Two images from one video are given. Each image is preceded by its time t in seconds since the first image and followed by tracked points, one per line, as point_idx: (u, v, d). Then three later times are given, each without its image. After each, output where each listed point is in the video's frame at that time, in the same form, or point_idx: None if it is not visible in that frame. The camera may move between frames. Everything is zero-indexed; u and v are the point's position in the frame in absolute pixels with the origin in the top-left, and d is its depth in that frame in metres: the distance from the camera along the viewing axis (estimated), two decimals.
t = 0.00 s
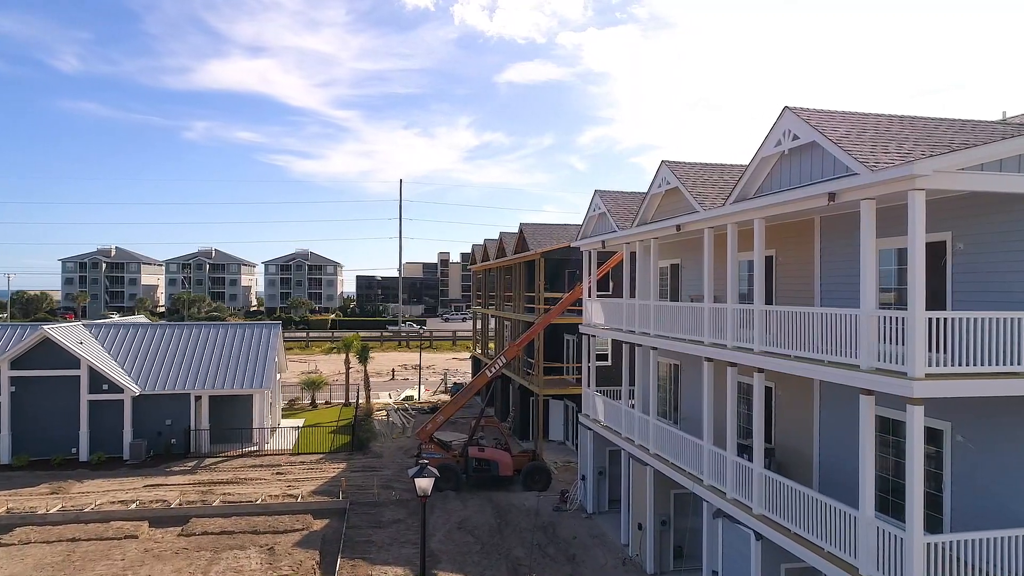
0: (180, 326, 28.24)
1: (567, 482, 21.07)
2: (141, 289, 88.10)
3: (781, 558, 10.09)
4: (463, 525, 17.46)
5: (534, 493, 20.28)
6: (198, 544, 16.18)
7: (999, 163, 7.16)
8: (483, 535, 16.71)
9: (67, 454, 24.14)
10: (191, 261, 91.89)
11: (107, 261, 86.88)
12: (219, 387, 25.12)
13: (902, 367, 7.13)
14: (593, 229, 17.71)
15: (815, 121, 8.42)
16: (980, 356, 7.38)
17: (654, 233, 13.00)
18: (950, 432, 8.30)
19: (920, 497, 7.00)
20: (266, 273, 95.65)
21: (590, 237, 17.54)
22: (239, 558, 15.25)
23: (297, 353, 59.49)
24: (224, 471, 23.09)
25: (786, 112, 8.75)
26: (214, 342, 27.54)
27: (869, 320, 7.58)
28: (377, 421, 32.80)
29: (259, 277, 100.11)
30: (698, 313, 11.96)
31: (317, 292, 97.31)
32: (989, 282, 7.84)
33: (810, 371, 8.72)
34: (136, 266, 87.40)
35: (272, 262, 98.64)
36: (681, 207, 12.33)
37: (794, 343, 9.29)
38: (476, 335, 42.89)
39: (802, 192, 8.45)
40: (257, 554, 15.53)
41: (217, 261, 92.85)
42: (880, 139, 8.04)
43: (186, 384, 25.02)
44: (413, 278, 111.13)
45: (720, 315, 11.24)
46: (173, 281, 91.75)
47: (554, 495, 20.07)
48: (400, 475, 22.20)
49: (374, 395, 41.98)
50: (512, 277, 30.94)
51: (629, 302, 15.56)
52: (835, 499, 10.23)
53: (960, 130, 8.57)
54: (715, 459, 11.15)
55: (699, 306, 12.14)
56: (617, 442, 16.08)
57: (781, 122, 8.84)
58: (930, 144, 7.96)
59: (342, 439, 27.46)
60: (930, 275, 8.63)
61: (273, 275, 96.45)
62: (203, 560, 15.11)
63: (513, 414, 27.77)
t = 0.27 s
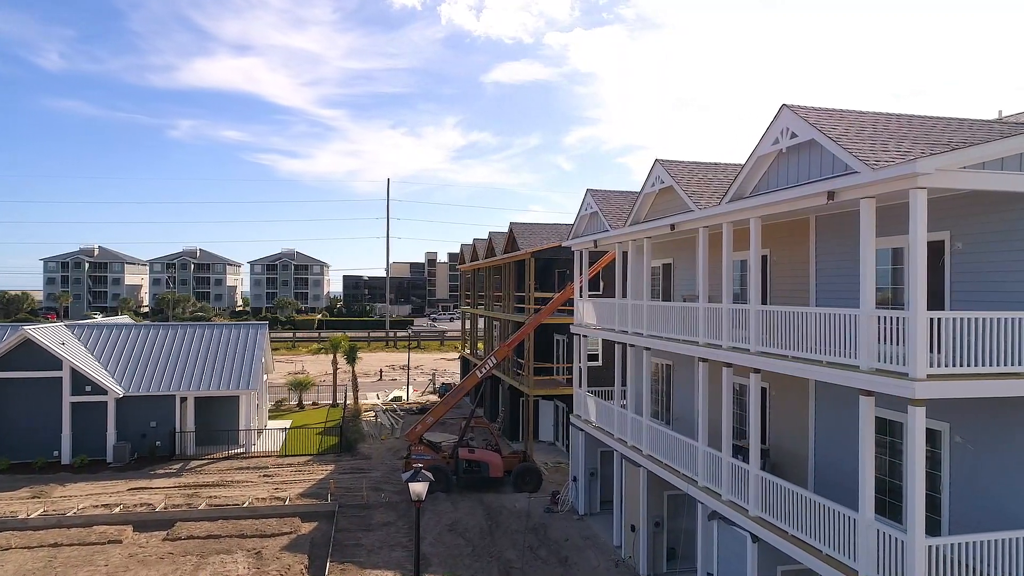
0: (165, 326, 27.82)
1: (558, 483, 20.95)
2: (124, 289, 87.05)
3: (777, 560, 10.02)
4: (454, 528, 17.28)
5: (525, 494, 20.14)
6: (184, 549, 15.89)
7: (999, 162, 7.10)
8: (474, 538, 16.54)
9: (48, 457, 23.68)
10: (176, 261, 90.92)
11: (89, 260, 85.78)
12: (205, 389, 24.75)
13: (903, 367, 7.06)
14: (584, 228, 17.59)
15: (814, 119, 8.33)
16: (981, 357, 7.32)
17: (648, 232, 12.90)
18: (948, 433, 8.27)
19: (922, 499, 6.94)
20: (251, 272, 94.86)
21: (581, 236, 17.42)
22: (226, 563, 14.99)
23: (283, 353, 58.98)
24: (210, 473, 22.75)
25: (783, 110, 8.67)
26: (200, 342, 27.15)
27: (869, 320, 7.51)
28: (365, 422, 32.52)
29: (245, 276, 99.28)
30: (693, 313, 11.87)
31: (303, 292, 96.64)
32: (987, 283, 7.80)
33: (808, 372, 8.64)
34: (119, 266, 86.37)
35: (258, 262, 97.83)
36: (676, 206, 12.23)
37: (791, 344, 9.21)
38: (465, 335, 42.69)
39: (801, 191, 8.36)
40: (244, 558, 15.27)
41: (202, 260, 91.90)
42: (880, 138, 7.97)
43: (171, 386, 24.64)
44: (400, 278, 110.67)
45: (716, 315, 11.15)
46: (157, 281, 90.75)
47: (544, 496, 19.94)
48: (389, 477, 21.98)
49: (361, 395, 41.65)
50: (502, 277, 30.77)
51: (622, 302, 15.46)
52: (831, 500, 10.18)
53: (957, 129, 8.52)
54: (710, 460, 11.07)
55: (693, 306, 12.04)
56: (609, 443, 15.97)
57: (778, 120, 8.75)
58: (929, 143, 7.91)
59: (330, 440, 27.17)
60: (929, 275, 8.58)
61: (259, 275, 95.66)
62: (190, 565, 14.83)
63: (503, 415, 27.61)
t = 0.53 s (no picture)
0: (148, 327, 27.38)
1: (547, 484, 20.81)
2: (106, 289, 85.92)
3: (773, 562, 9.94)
4: (443, 530, 17.08)
5: (515, 495, 19.97)
6: (168, 554, 15.57)
7: (999, 160, 7.04)
8: (464, 540, 16.36)
9: (28, 460, 23.18)
10: (158, 260, 89.88)
11: (70, 260, 84.56)
12: (189, 390, 24.35)
13: (903, 368, 6.99)
14: (575, 228, 17.47)
15: (812, 117, 8.24)
16: (980, 356, 7.25)
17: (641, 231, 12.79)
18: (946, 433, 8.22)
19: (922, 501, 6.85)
20: (236, 272, 94.03)
21: (572, 236, 17.29)
22: (211, 568, 14.69)
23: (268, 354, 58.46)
24: (195, 476, 22.38)
25: (781, 107, 8.58)
26: (184, 343, 26.72)
27: (868, 319, 7.42)
28: (352, 423, 32.22)
29: (228, 276, 98.41)
30: (686, 313, 11.77)
31: (288, 291, 95.93)
32: (984, 284, 7.75)
33: (807, 372, 8.56)
34: (100, 265, 85.24)
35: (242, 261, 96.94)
36: (669, 205, 12.13)
37: (788, 344, 9.13)
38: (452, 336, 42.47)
39: (798, 190, 8.26)
40: (230, 562, 14.99)
41: (185, 260, 90.91)
42: (878, 136, 7.89)
43: (154, 387, 24.21)
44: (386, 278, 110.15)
45: (710, 314, 11.06)
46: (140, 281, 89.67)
47: (534, 497, 19.79)
48: (378, 479, 21.74)
49: (348, 396, 41.30)
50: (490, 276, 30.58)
51: (613, 302, 15.35)
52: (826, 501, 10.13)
53: (953, 127, 8.47)
54: (704, 461, 10.99)
55: (686, 305, 11.94)
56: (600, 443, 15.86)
57: (776, 117, 8.67)
58: (927, 141, 7.85)
59: (317, 441, 26.87)
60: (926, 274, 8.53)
61: (243, 274, 94.81)
62: (174, 570, 14.52)
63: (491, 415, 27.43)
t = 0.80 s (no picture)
0: (131, 327, 26.90)
1: (537, 485, 20.66)
2: (87, 289, 84.67)
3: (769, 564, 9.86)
4: (433, 532, 16.88)
5: (504, 497, 19.81)
6: (151, 559, 15.24)
7: (1000, 159, 6.98)
8: (454, 543, 16.17)
9: (6, 464, 22.66)
10: (140, 260, 88.71)
11: (49, 259, 83.20)
12: (173, 392, 23.93)
13: (904, 368, 6.89)
14: (565, 227, 17.33)
15: (811, 115, 8.16)
16: (980, 356, 7.19)
17: (633, 230, 12.68)
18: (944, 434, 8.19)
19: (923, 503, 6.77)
20: (219, 271, 93.05)
21: (563, 235, 17.14)
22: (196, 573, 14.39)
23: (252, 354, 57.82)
24: (178, 479, 21.98)
25: (779, 105, 8.50)
26: (167, 344, 26.28)
27: (867, 319, 7.35)
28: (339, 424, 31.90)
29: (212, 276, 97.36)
30: (680, 313, 11.68)
31: (273, 291, 95.08)
32: (982, 283, 7.70)
33: (804, 373, 8.47)
34: (81, 264, 83.97)
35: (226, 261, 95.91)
36: (662, 204, 12.03)
37: (784, 344, 9.05)
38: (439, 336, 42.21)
39: (796, 188, 8.17)
40: (215, 568, 14.70)
41: (168, 259, 89.81)
42: (876, 134, 7.82)
43: (136, 389, 23.77)
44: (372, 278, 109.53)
45: (704, 314, 10.97)
46: (121, 280, 88.44)
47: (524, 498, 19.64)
48: (365, 481, 21.49)
49: (334, 397, 40.91)
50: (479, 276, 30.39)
51: (605, 301, 15.22)
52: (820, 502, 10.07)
53: (950, 126, 8.43)
54: (698, 462, 10.88)
55: (680, 305, 11.83)
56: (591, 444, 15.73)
57: (773, 115, 8.59)
58: (926, 139, 7.78)
59: (303, 443, 26.54)
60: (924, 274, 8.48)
61: (227, 274, 93.83)
62: None
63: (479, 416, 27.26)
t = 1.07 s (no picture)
0: (112, 328, 26.42)
1: (527, 486, 20.52)
2: (67, 288, 83.40)
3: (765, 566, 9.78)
4: (422, 535, 16.68)
5: (494, 498, 19.64)
6: (135, 564, 14.91)
7: (1001, 157, 6.93)
8: (444, 545, 15.98)
9: None
10: (122, 259, 87.54)
11: (28, 258, 81.86)
12: (156, 393, 23.51)
13: (906, 368, 6.81)
14: (556, 226, 17.20)
15: (810, 112, 8.09)
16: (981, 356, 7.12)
17: (627, 229, 12.58)
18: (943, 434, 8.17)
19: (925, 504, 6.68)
20: (203, 271, 92.07)
21: (554, 234, 17.01)
22: None
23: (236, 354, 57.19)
24: (162, 482, 21.59)
25: (778, 102, 8.44)
26: (150, 345, 25.84)
27: (868, 319, 7.26)
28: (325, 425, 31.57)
29: (195, 275, 96.29)
30: (674, 313, 11.58)
31: (257, 291, 94.23)
32: (982, 282, 7.65)
33: (803, 373, 8.39)
34: (61, 264, 82.69)
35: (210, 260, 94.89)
36: (656, 202, 11.93)
37: (782, 344, 8.97)
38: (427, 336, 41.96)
39: (795, 186, 8.10)
40: (200, 573, 14.40)
41: (150, 259, 88.70)
42: (876, 132, 7.75)
43: (119, 390, 23.33)
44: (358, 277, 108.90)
45: (698, 314, 10.88)
46: (102, 280, 87.22)
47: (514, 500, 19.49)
48: (353, 483, 21.24)
49: (320, 398, 40.51)
50: (467, 276, 30.20)
51: (597, 301, 15.10)
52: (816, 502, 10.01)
53: (948, 124, 8.39)
54: (692, 462, 10.80)
55: (674, 304, 11.73)
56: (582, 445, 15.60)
57: (772, 112, 8.53)
58: (926, 137, 7.72)
59: (290, 445, 26.22)
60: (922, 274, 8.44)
61: (210, 274, 92.84)
62: None
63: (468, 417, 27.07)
